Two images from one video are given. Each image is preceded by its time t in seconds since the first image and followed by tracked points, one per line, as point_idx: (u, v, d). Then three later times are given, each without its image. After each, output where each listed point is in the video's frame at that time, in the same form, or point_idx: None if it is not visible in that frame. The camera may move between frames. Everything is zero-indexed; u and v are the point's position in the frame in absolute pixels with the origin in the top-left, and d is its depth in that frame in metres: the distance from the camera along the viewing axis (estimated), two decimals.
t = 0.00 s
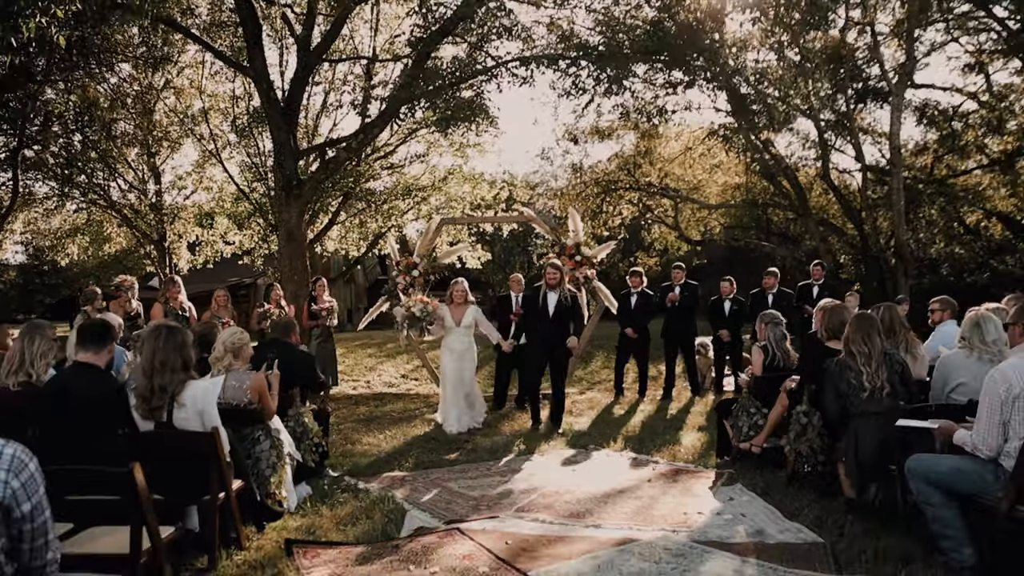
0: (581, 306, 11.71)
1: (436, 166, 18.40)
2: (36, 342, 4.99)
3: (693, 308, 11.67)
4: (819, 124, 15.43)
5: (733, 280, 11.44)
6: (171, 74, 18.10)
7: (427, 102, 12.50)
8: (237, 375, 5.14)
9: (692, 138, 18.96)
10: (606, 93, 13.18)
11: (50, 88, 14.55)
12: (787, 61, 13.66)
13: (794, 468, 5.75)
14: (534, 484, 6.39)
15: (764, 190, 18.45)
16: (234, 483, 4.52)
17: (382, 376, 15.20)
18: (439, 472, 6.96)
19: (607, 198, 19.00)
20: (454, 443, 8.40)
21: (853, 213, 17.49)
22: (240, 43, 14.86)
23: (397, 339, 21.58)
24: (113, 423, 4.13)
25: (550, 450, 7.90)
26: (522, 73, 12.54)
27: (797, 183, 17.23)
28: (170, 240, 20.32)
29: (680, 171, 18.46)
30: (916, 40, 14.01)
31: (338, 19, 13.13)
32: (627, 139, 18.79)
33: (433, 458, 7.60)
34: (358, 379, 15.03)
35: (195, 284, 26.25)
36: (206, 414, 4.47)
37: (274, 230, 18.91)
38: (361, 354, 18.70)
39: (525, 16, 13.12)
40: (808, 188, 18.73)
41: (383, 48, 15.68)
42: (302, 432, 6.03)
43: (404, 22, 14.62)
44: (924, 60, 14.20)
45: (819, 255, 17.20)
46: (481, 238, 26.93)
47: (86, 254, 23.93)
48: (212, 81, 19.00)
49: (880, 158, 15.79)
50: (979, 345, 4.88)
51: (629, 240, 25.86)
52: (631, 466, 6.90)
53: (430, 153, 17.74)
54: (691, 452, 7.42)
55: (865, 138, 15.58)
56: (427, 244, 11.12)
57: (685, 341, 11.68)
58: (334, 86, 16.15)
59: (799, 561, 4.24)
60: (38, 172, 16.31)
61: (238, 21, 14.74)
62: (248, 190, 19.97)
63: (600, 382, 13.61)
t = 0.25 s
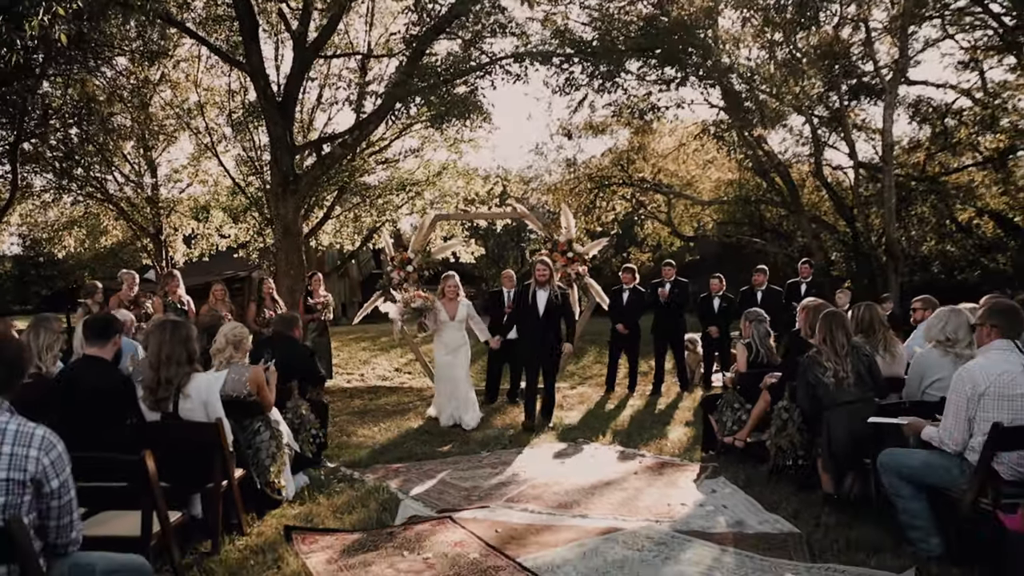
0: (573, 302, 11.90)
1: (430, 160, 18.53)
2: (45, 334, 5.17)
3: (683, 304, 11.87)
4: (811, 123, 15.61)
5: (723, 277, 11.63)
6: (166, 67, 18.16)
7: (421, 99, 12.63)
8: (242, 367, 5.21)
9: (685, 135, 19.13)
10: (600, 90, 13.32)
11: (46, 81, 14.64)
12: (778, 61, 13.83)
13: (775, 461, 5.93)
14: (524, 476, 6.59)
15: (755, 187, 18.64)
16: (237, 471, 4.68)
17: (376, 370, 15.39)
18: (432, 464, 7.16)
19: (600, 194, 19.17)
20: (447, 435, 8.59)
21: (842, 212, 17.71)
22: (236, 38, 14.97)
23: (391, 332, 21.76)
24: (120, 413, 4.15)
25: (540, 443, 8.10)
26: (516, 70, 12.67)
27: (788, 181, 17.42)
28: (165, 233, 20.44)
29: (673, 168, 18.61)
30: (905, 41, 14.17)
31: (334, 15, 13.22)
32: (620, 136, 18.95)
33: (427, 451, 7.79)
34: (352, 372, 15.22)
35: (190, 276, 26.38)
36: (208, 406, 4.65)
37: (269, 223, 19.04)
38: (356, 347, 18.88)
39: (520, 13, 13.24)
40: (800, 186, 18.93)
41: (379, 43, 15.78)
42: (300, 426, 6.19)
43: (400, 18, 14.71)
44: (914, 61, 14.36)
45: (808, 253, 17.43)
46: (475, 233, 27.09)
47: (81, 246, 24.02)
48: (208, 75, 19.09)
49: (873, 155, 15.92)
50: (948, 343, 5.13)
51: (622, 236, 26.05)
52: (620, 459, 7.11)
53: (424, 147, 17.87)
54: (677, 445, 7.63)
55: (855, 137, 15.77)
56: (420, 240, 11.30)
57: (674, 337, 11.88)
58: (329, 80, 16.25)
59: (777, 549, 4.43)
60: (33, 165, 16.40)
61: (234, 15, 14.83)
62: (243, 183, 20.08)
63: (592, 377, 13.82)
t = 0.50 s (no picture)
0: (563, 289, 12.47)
1: (425, 148, 18.99)
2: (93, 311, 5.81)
3: (668, 292, 12.45)
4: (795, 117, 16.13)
5: (706, 267, 12.21)
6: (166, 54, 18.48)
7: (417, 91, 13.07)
8: (259, 343, 5.98)
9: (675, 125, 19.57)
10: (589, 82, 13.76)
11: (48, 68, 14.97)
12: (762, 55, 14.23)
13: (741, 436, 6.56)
14: (515, 449, 7.20)
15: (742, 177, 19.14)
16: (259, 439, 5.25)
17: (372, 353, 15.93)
18: (431, 439, 7.77)
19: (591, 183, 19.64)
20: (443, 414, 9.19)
21: (825, 202, 18.27)
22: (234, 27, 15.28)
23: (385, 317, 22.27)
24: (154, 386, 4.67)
25: (530, 421, 8.71)
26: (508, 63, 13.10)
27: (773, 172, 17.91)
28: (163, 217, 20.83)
29: (662, 157, 19.10)
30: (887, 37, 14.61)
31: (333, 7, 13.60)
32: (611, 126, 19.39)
33: (424, 427, 8.39)
34: (348, 355, 15.75)
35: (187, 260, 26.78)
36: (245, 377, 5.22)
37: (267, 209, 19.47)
38: (351, 332, 19.39)
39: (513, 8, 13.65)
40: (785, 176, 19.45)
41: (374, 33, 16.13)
42: (309, 401, 6.78)
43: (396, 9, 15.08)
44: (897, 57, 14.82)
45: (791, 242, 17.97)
46: (469, 219, 27.55)
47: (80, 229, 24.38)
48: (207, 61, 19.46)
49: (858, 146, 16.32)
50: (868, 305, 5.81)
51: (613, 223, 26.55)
52: (603, 436, 7.73)
53: (419, 136, 18.29)
54: (657, 423, 8.25)
55: (838, 131, 16.30)
56: (416, 229, 11.82)
57: (659, 323, 12.48)
58: (326, 69, 16.62)
59: (735, 509, 5.05)
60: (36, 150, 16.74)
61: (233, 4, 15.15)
62: (240, 169, 20.46)
63: (580, 361, 14.41)
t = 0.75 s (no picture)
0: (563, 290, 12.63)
1: (426, 150, 19.13)
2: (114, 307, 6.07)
3: (667, 293, 12.62)
4: (792, 120, 16.30)
5: (705, 268, 12.37)
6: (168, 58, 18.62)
7: (418, 95, 13.21)
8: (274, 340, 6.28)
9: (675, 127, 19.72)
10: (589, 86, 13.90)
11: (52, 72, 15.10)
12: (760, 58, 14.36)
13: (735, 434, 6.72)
14: (515, 447, 7.38)
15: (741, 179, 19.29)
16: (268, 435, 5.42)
17: (373, 354, 16.08)
18: (432, 438, 7.95)
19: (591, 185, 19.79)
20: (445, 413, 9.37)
21: (824, 204, 18.49)
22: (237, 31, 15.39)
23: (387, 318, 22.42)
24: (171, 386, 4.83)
25: (530, 420, 8.90)
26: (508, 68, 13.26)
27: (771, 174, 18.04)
28: (166, 219, 20.99)
29: (661, 160, 19.25)
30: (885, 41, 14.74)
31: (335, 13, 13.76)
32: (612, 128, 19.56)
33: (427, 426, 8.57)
34: (350, 357, 15.91)
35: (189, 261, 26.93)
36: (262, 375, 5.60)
37: (268, 211, 19.63)
38: (352, 333, 19.55)
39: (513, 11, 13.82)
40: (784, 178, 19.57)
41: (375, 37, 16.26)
42: (315, 400, 6.96)
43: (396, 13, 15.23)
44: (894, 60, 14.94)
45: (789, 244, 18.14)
46: (469, 220, 27.71)
47: (82, 231, 24.52)
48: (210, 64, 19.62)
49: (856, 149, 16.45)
50: (859, 286, 5.94)
51: (614, 224, 26.69)
52: (602, 434, 7.92)
53: (420, 138, 18.44)
54: (655, 423, 8.43)
55: (835, 134, 16.46)
56: (418, 232, 11.97)
57: (658, 324, 12.65)
58: (327, 73, 16.77)
59: (727, 503, 5.24)
60: (40, 153, 16.89)
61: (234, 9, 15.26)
62: (242, 171, 20.62)
63: (580, 361, 14.57)
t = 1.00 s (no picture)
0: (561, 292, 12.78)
1: (425, 155, 19.27)
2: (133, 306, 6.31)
3: (664, 295, 12.77)
4: (788, 123, 16.47)
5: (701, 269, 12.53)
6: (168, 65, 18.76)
7: (418, 100, 13.36)
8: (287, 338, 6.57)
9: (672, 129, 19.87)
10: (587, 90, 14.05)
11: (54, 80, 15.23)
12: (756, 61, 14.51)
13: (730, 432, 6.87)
14: (515, 447, 7.53)
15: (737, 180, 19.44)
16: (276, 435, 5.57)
17: (374, 358, 16.21)
18: (433, 439, 8.09)
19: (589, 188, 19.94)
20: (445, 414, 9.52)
21: (820, 205, 18.65)
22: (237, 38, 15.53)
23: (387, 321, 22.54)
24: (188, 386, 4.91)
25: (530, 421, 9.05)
26: (506, 74, 13.41)
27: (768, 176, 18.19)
28: (166, 225, 21.11)
29: (659, 162, 19.40)
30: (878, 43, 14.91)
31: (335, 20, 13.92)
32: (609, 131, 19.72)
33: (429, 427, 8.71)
34: (351, 360, 16.03)
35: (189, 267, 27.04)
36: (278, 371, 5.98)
37: (268, 217, 19.76)
38: (353, 336, 19.68)
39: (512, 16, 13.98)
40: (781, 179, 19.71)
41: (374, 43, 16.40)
42: (319, 402, 7.10)
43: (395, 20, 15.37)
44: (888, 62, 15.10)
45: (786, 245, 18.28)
46: (468, 224, 27.85)
47: (83, 237, 24.64)
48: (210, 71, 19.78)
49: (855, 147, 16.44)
50: (844, 284, 6.12)
51: (612, 227, 26.82)
52: (600, 433, 8.06)
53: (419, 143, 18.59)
54: (652, 422, 8.58)
55: (830, 135, 16.64)
56: (418, 236, 12.12)
57: (656, 325, 12.80)
58: (327, 79, 16.93)
59: (723, 498, 5.38)
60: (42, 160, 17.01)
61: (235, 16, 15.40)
62: (242, 177, 20.75)
63: (579, 363, 14.72)
